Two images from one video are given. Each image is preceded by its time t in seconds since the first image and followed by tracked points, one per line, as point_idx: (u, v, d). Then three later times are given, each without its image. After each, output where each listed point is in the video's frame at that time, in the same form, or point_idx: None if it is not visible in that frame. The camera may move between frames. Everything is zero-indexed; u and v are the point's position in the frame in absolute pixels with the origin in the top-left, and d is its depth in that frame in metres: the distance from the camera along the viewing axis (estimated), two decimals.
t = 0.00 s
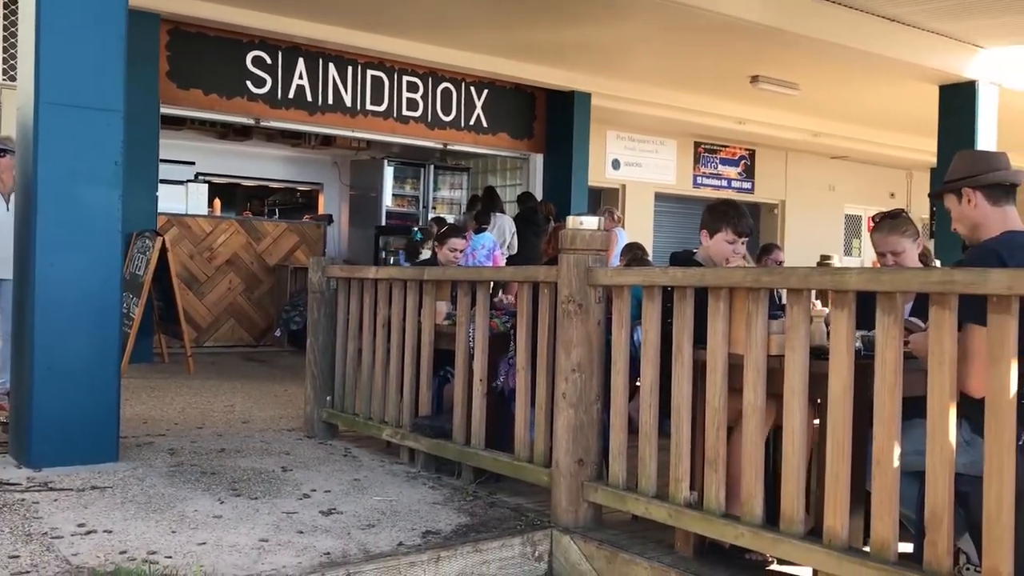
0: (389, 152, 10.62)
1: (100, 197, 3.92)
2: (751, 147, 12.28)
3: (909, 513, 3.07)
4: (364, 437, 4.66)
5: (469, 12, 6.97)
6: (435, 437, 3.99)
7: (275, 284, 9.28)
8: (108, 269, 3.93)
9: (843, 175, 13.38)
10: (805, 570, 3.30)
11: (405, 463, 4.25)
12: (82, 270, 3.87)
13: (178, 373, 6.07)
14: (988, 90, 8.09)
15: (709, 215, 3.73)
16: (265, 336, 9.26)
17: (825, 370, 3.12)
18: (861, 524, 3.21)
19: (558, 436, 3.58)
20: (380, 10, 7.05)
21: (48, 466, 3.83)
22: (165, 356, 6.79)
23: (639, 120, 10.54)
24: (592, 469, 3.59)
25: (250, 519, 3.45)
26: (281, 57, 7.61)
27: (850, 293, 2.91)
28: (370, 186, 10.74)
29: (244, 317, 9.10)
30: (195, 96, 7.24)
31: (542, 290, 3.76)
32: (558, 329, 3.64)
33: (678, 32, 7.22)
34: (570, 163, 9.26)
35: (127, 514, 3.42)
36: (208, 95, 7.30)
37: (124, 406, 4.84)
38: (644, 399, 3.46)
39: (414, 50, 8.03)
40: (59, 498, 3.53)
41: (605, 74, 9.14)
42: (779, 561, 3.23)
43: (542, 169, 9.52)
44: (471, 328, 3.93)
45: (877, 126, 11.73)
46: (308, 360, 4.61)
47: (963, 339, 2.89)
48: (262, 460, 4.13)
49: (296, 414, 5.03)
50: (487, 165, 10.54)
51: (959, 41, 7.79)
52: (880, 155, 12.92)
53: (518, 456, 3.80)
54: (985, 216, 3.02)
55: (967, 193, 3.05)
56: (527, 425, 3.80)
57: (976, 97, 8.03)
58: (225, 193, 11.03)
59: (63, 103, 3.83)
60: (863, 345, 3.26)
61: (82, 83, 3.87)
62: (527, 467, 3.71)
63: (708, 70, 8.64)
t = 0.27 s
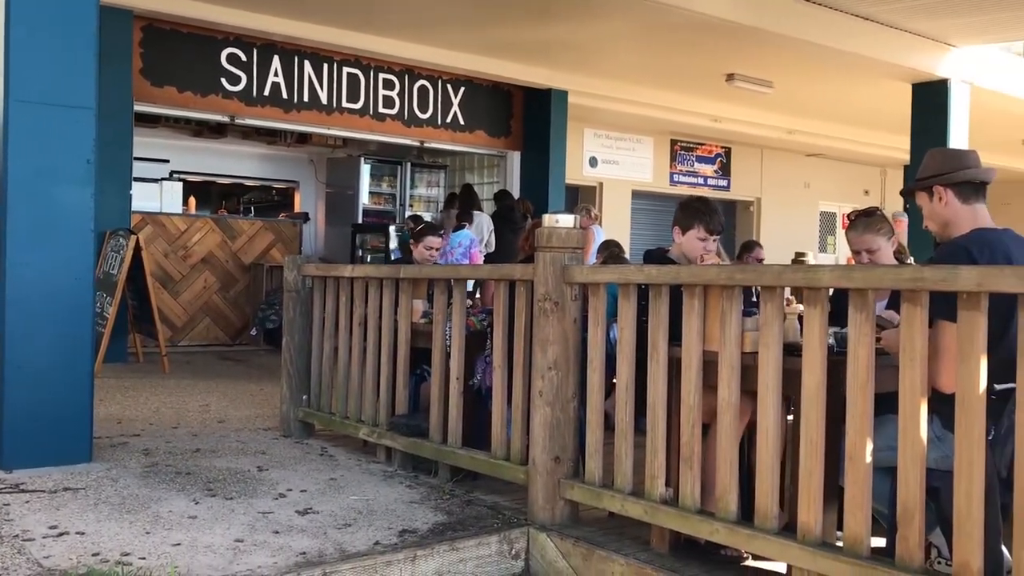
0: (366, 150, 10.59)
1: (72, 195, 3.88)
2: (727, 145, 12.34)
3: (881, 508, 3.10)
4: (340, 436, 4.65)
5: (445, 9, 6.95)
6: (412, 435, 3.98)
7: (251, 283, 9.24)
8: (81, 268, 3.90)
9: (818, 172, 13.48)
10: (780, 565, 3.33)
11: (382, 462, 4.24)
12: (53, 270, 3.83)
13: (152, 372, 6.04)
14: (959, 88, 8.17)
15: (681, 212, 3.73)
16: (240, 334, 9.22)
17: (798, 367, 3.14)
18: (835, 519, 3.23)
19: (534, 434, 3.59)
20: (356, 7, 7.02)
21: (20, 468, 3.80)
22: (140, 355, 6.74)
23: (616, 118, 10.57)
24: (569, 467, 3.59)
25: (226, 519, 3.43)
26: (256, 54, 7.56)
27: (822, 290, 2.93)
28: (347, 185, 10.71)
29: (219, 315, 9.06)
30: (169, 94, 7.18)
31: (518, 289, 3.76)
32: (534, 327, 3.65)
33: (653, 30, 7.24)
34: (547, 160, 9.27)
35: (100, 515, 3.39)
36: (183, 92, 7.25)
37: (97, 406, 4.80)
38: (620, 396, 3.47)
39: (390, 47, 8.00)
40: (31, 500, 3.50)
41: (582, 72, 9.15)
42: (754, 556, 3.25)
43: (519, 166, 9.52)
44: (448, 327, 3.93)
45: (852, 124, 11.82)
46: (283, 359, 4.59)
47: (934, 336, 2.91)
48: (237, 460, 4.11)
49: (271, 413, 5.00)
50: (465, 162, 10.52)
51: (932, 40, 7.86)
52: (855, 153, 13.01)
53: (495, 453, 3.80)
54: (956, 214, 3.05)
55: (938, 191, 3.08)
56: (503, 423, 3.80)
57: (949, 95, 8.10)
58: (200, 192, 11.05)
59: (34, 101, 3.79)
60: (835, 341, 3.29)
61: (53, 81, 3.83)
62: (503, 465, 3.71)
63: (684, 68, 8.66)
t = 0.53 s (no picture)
0: (343, 150, 10.56)
1: (44, 196, 3.84)
2: (704, 145, 12.39)
3: (856, 505, 3.12)
4: (317, 438, 4.63)
5: (421, 9, 6.93)
6: (389, 436, 3.96)
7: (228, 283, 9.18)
8: (53, 269, 3.85)
9: (795, 172, 13.58)
10: (756, 563, 3.34)
11: (359, 463, 4.22)
12: (25, 271, 3.79)
13: (127, 374, 5.98)
14: (933, 88, 8.24)
15: (655, 210, 3.74)
16: (216, 336, 9.17)
17: (774, 365, 3.16)
18: (810, 516, 3.25)
19: (512, 434, 3.58)
20: (332, 6, 6.99)
21: None
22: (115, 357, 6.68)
23: (594, 118, 10.59)
24: (547, 467, 3.59)
25: (202, 522, 3.40)
26: (232, 54, 7.51)
27: (798, 289, 2.94)
28: (324, 185, 10.66)
29: (194, 316, 9.00)
30: (144, 93, 7.12)
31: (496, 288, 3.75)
32: (511, 327, 3.64)
33: (629, 31, 7.26)
34: (525, 160, 9.26)
35: (73, 519, 3.35)
36: (158, 92, 7.19)
37: (70, 409, 4.75)
38: (598, 396, 3.47)
39: (367, 46, 7.97)
40: (3, 504, 3.45)
41: (560, 71, 9.16)
42: (731, 554, 3.26)
43: (496, 166, 9.52)
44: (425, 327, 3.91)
45: (828, 124, 11.90)
46: (260, 360, 4.56)
47: (907, 334, 2.93)
48: (213, 462, 4.08)
49: (248, 415, 4.97)
50: (443, 162, 10.50)
51: (906, 41, 7.93)
52: (830, 152, 13.11)
53: (473, 454, 3.79)
54: (928, 213, 3.08)
55: (911, 190, 3.10)
56: (481, 423, 3.80)
57: (922, 96, 8.18)
58: (175, 191, 11.17)
59: (5, 100, 3.74)
60: (810, 340, 3.30)
61: (24, 80, 3.79)
62: (481, 466, 3.70)
63: (661, 68, 8.69)
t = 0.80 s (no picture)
0: (320, 151, 10.53)
1: (17, 198, 3.80)
2: (682, 147, 12.44)
3: (831, 506, 3.14)
4: (294, 441, 4.61)
5: (398, 10, 6.91)
6: (366, 439, 3.95)
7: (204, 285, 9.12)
8: (24, 272, 3.81)
9: (772, 174, 13.65)
10: (732, 564, 3.35)
11: (336, 466, 4.20)
12: None
13: (102, 377, 5.93)
14: (907, 91, 8.31)
15: (634, 211, 3.74)
16: (193, 338, 9.10)
17: (749, 366, 3.17)
18: (785, 516, 3.27)
19: (489, 436, 3.58)
20: (308, 7, 6.96)
21: None
22: (89, 360, 6.62)
23: (573, 120, 10.60)
24: (524, 469, 3.58)
25: (176, 526, 3.37)
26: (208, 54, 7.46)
27: (772, 291, 2.95)
28: (301, 186, 10.61)
29: (170, 318, 8.93)
30: (118, 94, 7.07)
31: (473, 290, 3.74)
32: (488, 329, 3.63)
33: (606, 33, 7.27)
34: (504, 161, 9.26)
35: (45, 524, 3.31)
36: (133, 92, 7.13)
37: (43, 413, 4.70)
38: (574, 398, 3.48)
39: (344, 47, 7.94)
40: None
41: (538, 73, 9.17)
42: (707, 555, 3.27)
43: (475, 167, 9.50)
44: (402, 329, 3.89)
45: (804, 127, 11.99)
46: (236, 364, 4.53)
47: (880, 335, 2.95)
48: (188, 466, 4.05)
49: (224, 418, 4.94)
50: (420, 163, 10.52)
51: (880, 44, 7.99)
52: (807, 155, 13.21)
53: (450, 456, 3.78)
54: (901, 214, 3.10)
55: (885, 192, 3.12)
56: (458, 425, 3.79)
57: (897, 98, 8.24)
58: (151, 193, 11.09)
59: None
60: (785, 341, 3.32)
61: None
62: (458, 468, 3.69)
63: (638, 70, 8.72)
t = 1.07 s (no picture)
0: (298, 153, 10.51)
1: None
2: (660, 150, 12.49)
3: (805, 507, 3.16)
4: (270, 445, 4.58)
5: (374, 12, 6.90)
6: (343, 443, 3.93)
7: (180, 289, 9.09)
8: None
9: (749, 177, 13.73)
10: (707, 566, 3.37)
11: (312, 470, 4.18)
12: None
13: (75, 381, 5.88)
14: (882, 96, 8.39)
15: (613, 213, 3.75)
16: (169, 342, 9.04)
17: (724, 368, 3.18)
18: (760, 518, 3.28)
19: (466, 440, 3.57)
20: (285, 9, 6.94)
21: None
22: (63, 364, 6.55)
23: (551, 123, 10.62)
24: (500, 472, 3.58)
25: (150, 531, 3.34)
26: (184, 56, 7.42)
27: (747, 293, 2.97)
28: (279, 188, 10.55)
29: (146, 322, 8.86)
30: (93, 96, 7.01)
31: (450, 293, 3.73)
32: (465, 332, 3.62)
33: (584, 36, 7.29)
34: (483, 164, 9.26)
35: (16, 530, 3.27)
36: (107, 94, 7.08)
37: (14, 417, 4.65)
38: (551, 400, 3.48)
39: (321, 50, 7.92)
40: None
41: (516, 76, 9.18)
42: (682, 557, 3.28)
43: (453, 170, 9.49)
44: (378, 332, 3.88)
45: (781, 131, 12.08)
46: (211, 367, 4.50)
47: (853, 338, 2.98)
48: (163, 471, 4.02)
49: (199, 422, 4.91)
50: (398, 166, 10.40)
51: (855, 49, 8.06)
52: (783, 158, 13.29)
53: (427, 460, 3.77)
54: (873, 218, 3.13)
55: (857, 196, 3.14)
56: (435, 428, 3.78)
57: (872, 102, 8.31)
58: (127, 196, 11.00)
59: None
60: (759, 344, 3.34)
61: None
62: (434, 472, 3.68)
63: (616, 73, 8.75)
